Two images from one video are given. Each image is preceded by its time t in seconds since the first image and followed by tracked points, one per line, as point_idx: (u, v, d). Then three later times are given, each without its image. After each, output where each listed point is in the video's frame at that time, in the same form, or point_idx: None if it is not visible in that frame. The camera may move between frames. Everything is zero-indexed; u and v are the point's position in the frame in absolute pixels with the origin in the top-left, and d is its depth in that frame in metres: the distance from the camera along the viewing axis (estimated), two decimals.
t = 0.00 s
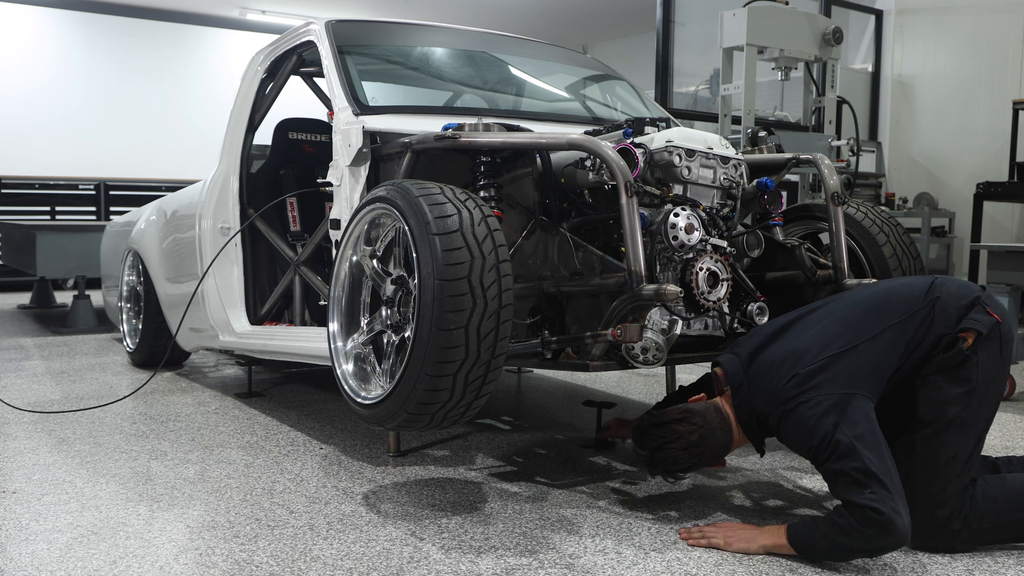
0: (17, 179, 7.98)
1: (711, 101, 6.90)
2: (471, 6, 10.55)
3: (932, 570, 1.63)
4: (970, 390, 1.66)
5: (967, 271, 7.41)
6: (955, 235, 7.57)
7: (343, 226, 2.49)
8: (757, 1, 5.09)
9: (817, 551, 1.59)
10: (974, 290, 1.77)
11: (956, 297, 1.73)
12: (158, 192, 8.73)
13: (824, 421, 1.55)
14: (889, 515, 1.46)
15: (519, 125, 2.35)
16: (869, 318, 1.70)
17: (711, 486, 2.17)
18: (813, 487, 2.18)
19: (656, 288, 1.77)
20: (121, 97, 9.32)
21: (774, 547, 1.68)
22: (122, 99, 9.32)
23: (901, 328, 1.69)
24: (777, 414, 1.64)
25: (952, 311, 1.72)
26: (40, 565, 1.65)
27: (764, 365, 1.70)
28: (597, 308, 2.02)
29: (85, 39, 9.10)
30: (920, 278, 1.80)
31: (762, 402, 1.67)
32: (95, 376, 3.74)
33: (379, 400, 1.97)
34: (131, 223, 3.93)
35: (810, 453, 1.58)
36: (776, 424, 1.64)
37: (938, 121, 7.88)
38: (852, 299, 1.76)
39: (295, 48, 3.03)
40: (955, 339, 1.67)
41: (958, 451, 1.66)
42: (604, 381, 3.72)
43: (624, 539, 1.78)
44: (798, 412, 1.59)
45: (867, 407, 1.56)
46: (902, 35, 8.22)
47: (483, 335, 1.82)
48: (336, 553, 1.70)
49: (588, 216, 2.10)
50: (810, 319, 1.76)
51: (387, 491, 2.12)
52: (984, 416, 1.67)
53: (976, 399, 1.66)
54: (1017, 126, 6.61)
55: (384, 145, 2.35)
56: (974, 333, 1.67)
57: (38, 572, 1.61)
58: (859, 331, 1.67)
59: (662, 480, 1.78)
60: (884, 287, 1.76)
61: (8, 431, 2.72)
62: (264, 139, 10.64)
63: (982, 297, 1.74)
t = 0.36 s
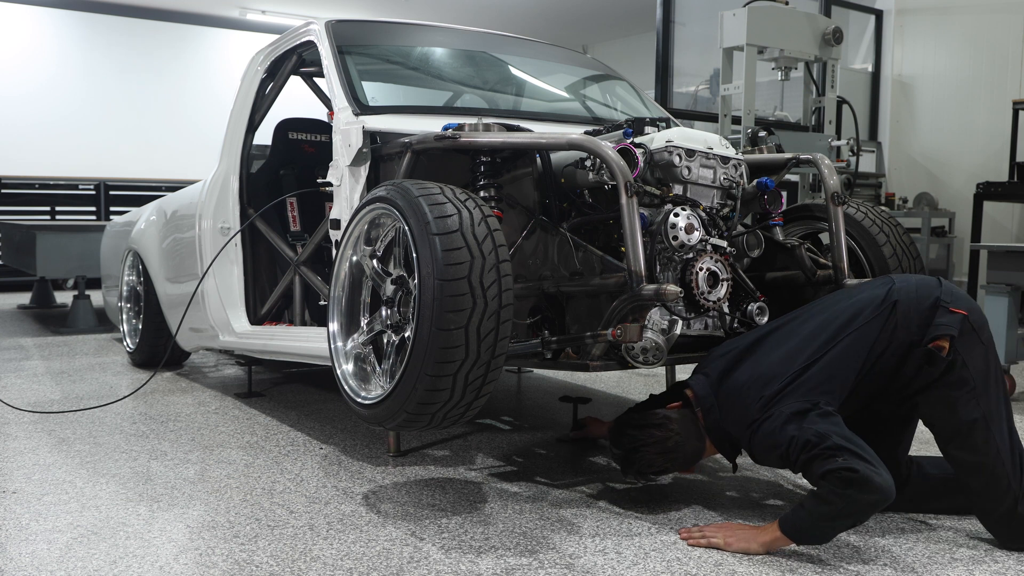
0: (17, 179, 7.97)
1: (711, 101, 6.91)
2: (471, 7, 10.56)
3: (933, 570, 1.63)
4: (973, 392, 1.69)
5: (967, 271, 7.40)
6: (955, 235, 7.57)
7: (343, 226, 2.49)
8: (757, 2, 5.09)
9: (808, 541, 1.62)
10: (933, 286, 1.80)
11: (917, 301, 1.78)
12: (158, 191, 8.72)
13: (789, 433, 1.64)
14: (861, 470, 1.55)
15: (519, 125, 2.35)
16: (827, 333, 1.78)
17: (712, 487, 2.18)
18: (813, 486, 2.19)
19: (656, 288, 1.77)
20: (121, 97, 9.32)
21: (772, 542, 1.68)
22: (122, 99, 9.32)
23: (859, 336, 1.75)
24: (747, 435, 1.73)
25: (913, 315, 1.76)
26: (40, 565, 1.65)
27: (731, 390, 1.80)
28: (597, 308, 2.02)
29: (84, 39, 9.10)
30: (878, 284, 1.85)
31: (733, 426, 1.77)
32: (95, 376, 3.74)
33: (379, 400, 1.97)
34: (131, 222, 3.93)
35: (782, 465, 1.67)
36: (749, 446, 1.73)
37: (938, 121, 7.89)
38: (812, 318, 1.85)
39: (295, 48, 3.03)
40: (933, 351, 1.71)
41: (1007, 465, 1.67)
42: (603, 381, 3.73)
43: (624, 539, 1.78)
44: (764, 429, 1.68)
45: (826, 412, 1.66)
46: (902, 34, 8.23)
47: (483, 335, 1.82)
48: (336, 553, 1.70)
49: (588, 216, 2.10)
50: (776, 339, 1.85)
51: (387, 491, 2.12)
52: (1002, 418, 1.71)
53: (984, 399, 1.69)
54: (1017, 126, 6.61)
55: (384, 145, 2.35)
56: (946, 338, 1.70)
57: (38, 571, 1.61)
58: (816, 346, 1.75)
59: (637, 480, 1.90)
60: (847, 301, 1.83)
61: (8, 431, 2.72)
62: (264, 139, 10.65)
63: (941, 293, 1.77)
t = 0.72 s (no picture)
0: (17, 179, 7.97)
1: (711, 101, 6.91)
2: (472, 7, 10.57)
3: (932, 570, 1.63)
4: (954, 390, 1.69)
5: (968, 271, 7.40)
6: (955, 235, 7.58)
7: (343, 226, 2.49)
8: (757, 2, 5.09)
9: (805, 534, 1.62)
10: (911, 285, 1.80)
11: (894, 300, 1.78)
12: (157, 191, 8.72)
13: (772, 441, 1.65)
14: (843, 446, 1.56)
15: (519, 125, 2.35)
16: (807, 339, 1.78)
17: (713, 487, 2.18)
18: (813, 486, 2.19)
19: (656, 288, 1.77)
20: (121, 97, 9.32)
21: (772, 538, 1.68)
22: (122, 99, 9.32)
23: (839, 339, 1.76)
24: (735, 446, 1.75)
25: (891, 315, 1.76)
26: (40, 565, 1.65)
27: (718, 399, 1.82)
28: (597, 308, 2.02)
29: (84, 39, 9.10)
30: (857, 285, 1.85)
31: (722, 436, 1.79)
32: (95, 376, 3.74)
33: (379, 400, 1.97)
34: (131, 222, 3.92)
35: (769, 470, 1.68)
36: (738, 456, 1.75)
37: (939, 121, 7.88)
38: (794, 323, 1.85)
39: (295, 48, 3.03)
40: (914, 350, 1.71)
41: (987, 457, 1.69)
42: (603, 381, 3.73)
43: (624, 539, 1.78)
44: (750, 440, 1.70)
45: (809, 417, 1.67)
46: (902, 34, 8.23)
47: (483, 335, 1.82)
48: (336, 553, 1.70)
49: (588, 216, 2.10)
50: (759, 346, 1.85)
51: (387, 491, 2.12)
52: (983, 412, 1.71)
53: (965, 396, 1.70)
54: (1017, 126, 6.61)
55: (384, 145, 2.35)
56: (926, 336, 1.70)
57: (38, 572, 1.61)
58: (798, 353, 1.76)
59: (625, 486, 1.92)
60: (826, 304, 1.83)
61: (8, 431, 2.72)
62: (264, 139, 10.65)
63: (918, 292, 1.77)
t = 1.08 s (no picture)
0: (17, 179, 7.97)
1: (711, 101, 6.91)
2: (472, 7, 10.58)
3: (933, 570, 1.63)
4: (951, 390, 1.69)
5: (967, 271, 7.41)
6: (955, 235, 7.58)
7: (343, 226, 2.49)
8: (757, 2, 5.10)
9: (804, 533, 1.62)
10: (908, 285, 1.79)
11: (891, 300, 1.77)
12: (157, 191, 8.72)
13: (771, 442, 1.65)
14: (841, 443, 1.57)
15: (519, 125, 2.35)
16: (806, 341, 1.78)
17: (712, 487, 2.18)
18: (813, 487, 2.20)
19: (656, 288, 1.77)
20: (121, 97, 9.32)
21: (772, 538, 1.68)
22: (122, 99, 9.33)
23: (837, 341, 1.76)
24: (735, 449, 1.76)
25: (888, 315, 1.76)
26: (40, 565, 1.65)
27: (718, 401, 1.82)
28: (597, 308, 2.02)
29: (84, 40, 9.10)
30: (855, 286, 1.84)
31: (721, 439, 1.79)
32: (95, 376, 3.74)
33: (379, 400, 1.97)
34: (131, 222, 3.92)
35: (768, 472, 1.69)
36: (738, 459, 1.76)
37: (938, 121, 7.88)
38: (792, 325, 1.85)
39: (295, 48, 3.03)
40: (912, 351, 1.70)
41: (985, 457, 1.69)
42: (603, 381, 3.74)
43: (624, 539, 1.78)
44: (748, 442, 1.71)
45: (807, 418, 1.67)
46: (902, 34, 8.24)
47: (483, 334, 1.82)
48: (336, 553, 1.70)
49: (588, 216, 2.10)
50: (758, 348, 1.85)
51: (387, 491, 2.12)
52: (980, 412, 1.71)
53: (963, 396, 1.69)
54: (1017, 126, 6.61)
55: (384, 145, 2.35)
56: (923, 337, 1.70)
57: (38, 571, 1.61)
58: (795, 356, 1.77)
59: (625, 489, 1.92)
60: (824, 306, 1.83)
61: (8, 431, 2.72)
62: (264, 139, 10.65)
63: (916, 292, 1.77)
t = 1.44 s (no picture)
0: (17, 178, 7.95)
1: (711, 101, 6.91)
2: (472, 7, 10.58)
3: (932, 570, 1.64)
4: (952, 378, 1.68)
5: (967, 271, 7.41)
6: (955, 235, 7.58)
7: (343, 226, 2.49)
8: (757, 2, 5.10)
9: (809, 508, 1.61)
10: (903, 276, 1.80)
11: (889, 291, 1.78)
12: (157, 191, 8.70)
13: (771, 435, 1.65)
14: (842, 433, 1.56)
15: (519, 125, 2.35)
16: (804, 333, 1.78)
17: (711, 487, 2.18)
18: (813, 487, 2.20)
19: (657, 288, 1.77)
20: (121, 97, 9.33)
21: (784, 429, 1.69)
22: (122, 99, 9.33)
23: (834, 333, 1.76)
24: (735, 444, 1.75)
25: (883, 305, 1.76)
26: (40, 565, 1.65)
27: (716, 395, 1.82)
28: (597, 308, 2.02)
29: (84, 40, 9.10)
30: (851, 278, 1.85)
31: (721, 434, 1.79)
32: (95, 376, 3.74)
33: (379, 400, 1.97)
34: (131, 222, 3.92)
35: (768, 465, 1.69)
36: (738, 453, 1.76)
37: (938, 121, 7.88)
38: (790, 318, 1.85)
39: (296, 48, 3.03)
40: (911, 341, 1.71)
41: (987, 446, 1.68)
42: (603, 381, 3.74)
43: (624, 539, 1.78)
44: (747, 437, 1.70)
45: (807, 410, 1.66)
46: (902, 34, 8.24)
47: (483, 335, 1.82)
48: (336, 553, 1.71)
49: (588, 216, 2.11)
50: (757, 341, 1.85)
51: (387, 491, 2.12)
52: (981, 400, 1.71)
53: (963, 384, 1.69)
54: (1017, 126, 6.61)
55: (384, 145, 2.35)
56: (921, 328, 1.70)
57: (39, 572, 1.61)
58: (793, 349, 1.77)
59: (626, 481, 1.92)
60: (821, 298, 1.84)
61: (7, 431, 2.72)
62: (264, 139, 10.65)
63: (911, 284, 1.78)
